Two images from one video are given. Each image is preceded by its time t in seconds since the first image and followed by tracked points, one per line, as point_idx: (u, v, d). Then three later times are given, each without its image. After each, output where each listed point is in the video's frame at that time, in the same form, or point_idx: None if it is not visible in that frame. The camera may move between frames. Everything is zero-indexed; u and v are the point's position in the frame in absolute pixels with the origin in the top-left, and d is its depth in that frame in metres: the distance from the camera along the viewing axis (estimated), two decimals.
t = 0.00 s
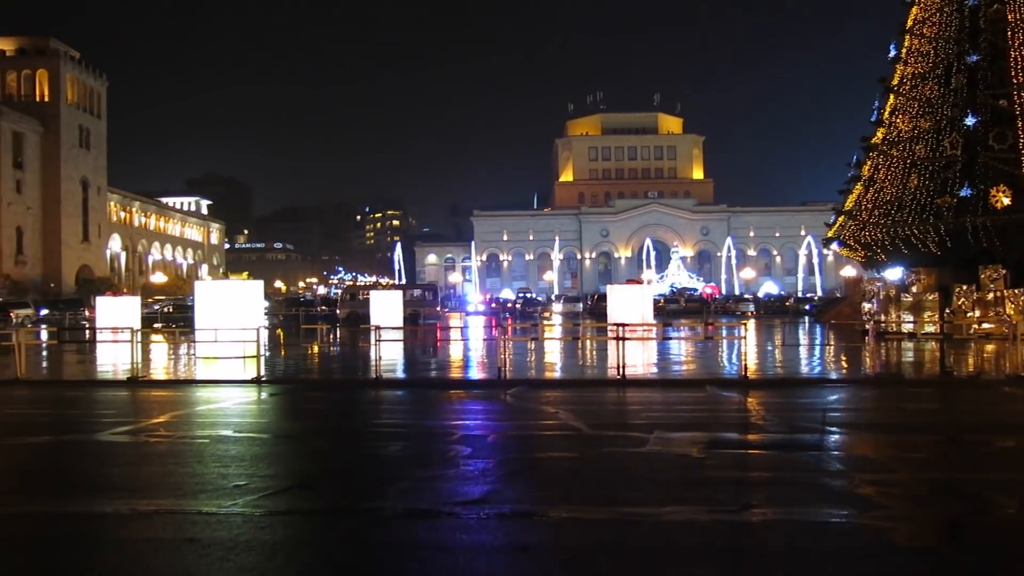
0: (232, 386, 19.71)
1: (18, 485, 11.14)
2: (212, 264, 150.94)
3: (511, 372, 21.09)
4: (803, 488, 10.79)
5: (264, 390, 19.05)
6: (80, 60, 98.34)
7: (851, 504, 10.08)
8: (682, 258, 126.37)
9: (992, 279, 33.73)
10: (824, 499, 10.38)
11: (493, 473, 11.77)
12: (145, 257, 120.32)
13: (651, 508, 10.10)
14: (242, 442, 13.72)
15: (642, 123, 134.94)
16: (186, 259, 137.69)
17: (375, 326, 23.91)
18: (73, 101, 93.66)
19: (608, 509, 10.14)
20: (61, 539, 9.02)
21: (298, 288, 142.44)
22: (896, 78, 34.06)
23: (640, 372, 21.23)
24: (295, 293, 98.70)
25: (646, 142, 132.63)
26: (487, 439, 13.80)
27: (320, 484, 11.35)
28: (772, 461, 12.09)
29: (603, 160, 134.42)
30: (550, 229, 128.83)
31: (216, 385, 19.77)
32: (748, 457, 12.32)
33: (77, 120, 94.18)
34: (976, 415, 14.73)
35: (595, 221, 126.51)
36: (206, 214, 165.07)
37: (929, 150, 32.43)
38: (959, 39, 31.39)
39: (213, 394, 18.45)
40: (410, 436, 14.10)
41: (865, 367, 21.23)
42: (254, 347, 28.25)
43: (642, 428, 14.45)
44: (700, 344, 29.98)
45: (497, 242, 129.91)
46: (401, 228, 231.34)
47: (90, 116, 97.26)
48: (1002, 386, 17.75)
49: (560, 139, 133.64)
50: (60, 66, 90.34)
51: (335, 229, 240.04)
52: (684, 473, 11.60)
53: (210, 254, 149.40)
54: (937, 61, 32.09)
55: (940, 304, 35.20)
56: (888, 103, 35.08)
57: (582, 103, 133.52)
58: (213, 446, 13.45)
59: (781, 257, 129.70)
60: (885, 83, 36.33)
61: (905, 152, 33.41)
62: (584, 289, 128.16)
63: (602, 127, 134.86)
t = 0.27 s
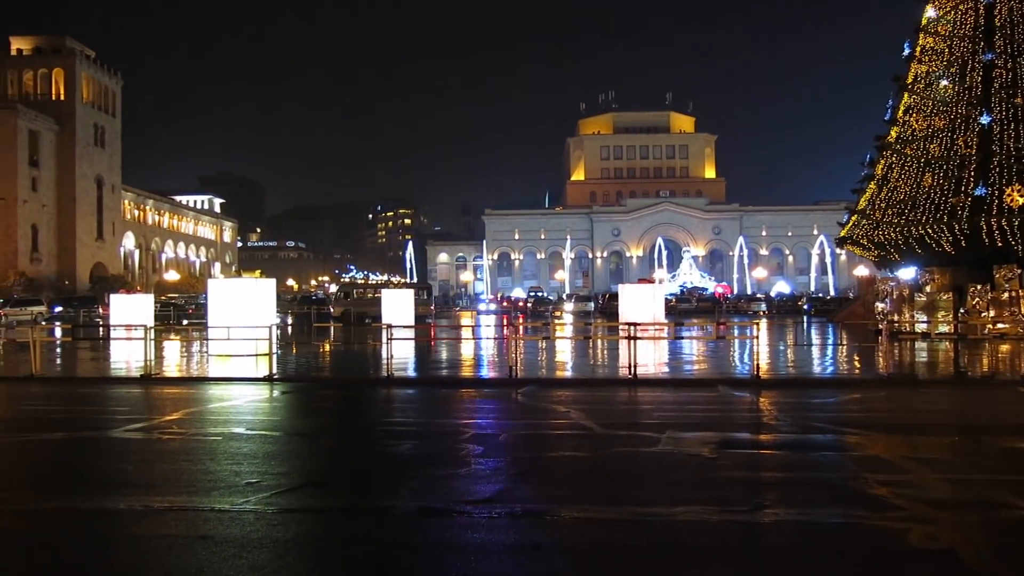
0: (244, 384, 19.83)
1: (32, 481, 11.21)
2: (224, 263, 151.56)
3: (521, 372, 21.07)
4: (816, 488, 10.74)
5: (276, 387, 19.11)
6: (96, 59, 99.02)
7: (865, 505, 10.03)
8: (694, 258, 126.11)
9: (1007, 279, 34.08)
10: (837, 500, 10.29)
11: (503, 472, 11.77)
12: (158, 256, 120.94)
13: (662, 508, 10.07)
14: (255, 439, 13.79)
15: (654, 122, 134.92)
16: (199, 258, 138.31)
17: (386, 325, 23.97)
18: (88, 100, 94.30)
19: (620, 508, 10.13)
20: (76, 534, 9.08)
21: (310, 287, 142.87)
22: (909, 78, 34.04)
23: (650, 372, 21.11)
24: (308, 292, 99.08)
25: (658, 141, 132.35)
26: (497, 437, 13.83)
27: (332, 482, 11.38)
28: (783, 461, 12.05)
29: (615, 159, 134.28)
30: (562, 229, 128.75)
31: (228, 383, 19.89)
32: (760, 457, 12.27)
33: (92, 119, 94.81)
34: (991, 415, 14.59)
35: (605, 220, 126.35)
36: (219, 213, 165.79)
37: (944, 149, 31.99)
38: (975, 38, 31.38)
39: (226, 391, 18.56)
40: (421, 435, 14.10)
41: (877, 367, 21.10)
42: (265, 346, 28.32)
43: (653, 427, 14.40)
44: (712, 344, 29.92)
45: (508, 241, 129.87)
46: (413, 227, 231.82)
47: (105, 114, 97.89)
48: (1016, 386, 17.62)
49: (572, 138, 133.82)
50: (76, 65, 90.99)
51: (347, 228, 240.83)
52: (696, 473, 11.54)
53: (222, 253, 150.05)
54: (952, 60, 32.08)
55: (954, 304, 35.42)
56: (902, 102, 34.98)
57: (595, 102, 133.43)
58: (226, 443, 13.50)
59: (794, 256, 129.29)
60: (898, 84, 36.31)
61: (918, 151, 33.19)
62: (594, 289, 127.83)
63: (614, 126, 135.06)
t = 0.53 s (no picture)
0: (258, 383, 19.90)
1: (50, 480, 11.30)
2: (239, 263, 152.18)
3: (535, 371, 21.05)
4: (832, 488, 10.68)
5: (290, 387, 19.19)
6: (111, 61, 99.61)
7: (880, 505, 9.97)
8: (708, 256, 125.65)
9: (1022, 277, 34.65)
10: (852, 500, 10.24)
11: (517, 471, 11.77)
12: (174, 256, 121.57)
13: (676, 508, 10.04)
14: (270, 439, 13.85)
15: (667, 120, 134.78)
16: (214, 258, 138.97)
17: (400, 325, 23.99)
18: (103, 101, 94.85)
19: (634, 508, 10.10)
20: (92, 534, 9.16)
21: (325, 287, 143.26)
22: (926, 75, 33.83)
23: (664, 371, 21.04)
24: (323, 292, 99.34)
25: (671, 140, 131.87)
26: (511, 437, 13.82)
27: (346, 481, 11.41)
28: (798, 460, 12.00)
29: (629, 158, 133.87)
30: (575, 228, 128.60)
31: (243, 382, 19.99)
32: (775, 456, 12.22)
33: (107, 121, 95.36)
34: (1009, 415, 14.48)
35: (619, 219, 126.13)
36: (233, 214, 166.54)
37: (960, 147, 31.71)
38: (992, 35, 30.51)
39: (241, 391, 18.67)
40: (435, 434, 14.14)
41: (893, 367, 20.97)
42: (280, 346, 28.42)
43: (668, 427, 14.36)
44: (726, 343, 29.84)
45: (521, 240, 129.86)
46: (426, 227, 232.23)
47: (120, 116, 98.45)
48: None
49: (585, 136, 133.69)
50: (91, 67, 91.53)
51: (361, 228, 241.58)
52: (710, 473, 11.52)
53: (237, 253, 150.71)
54: (968, 56, 31.27)
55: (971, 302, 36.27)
56: (918, 100, 34.77)
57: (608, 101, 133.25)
58: (241, 442, 13.57)
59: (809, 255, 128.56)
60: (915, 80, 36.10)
61: (935, 149, 32.93)
62: (608, 288, 127.63)
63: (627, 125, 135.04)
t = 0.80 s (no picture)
0: (270, 381, 19.98)
1: (64, 478, 11.38)
2: (251, 262, 152.76)
3: (547, 370, 21.06)
4: (846, 490, 10.63)
5: (302, 385, 19.26)
6: (125, 61, 100.20)
7: (894, 506, 9.92)
8: (720, 255, 125.29)
9: None
10: (865, 501, 10.19)
11: (529, 471, 11.76)
12: (187, 254, 122.16)
13: (688, 509, 10.01)
14: (281, 437, 13.89)
15: (679, 120, 134.70)
16: (227, 256, 139.56)
17: (411, 324, 24.03)
18: (118, 101, 95.43)
19: (645, 508, 10.08)
20: (106, 530, 9.24)
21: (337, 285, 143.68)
22: (939, 73, 33.32)
23: (675, 370, 21.01)
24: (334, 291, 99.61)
25: (683, 139, 131.56)
26: (522, 436, 13.82)
27: (358, 480, 11.44)
28: (811, 461, 11.96)
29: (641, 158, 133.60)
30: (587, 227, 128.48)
31: (255, 380, 20.11)
32: (788, 457, 12.19)
33: (121, 120, 95.89)
34: None
35: (631, 218, 125.96)
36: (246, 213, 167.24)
37: (975, 146, 31.73)
38: (1007, 33, 29.92)
39: (252, 389, 18.75)
40: (446, 433, 14.14)
41: (906, 367, 20.91)
42: (292, 343, 28.54)
43: (680, 427, 14.33)
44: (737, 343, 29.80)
45: (533, 239, 129.83)
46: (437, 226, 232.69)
47: (134, 115, 99.04)
48: None
49: (597, 136, 133.72)
50: (105, 67, 92.10)
51: (373, 228, 242.28)
52: (722, 473, 11.50)
53: (249, 252, 151.35)
54: (984, 54, 30.86)
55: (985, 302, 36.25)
56: (932, 98, 34.31)
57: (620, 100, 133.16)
58: (253, 441, 13.62)
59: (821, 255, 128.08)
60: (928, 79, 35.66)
61: (948, 148, 32.75)
62: (619, 288, 127.46)
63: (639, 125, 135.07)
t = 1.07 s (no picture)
0: (284, 380, 20.05)
1: (81, 475, 11.47)
2: (265, 261, 153.35)
3: (559, 369, 21.03)
4: (861, 490, 10.57)
5: (316, 384, 19.32)
6: (141, 61, 100.84)
7: (909, 507, 9.85)
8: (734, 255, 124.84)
9: None
10: (880, 502, 10.12)
11: (542, 471, 11.75)
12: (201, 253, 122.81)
13: (702, 509, 9.98)
14: (295, 436, 13.95)
15: (692, 119, 134.35)
16: (241, 255, 140.28)
17: (424, 323, 24.04)
18: (133, 101, 96.05)
19: (658, 508, 10.05)
20: (120, 528, 9.29)
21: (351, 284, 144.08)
22: (957, 71, 33.15)
23: (689, 370, 20.94)
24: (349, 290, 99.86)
25: (697, 138, 131.30)
26: (536, 436, 13.81)
27: (372, 478, 11.46)
28: (826, 461, 11.89)
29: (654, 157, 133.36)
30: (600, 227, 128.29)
31: (268, 379, 20.18)
32: (802, 457, 12.13)
33: (136, 120, 96.53)
34: None
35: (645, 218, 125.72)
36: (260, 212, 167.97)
37: (991, 145, 31.21)
38: None
39: (266, 388, 18.81)
40: (458, 432, 14.15)
41: (921, 367, 20.77)
42: (304, 343, 28.60)
43: (693, 427, 14.27)
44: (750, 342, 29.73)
45: (546, 238, 129.75)
46: (450, 226, 233.01)
47: (150, 114, 99.67)
48: None
49: (611, 135, 133.56)
50: (121, 67, 92.70)
51: (386, 227, 242.90)
52: (736, 473, 11.45)
53: (263, 251, 151.99)
54: (1001, 52, 30.57)
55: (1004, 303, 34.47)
56: (949, 97, 34.16)
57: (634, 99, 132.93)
58: (267, 439, 13.68)
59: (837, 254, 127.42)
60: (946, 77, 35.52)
61: (964, 147, 32.61)
62: (632, 287, 127.17)
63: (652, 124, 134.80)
